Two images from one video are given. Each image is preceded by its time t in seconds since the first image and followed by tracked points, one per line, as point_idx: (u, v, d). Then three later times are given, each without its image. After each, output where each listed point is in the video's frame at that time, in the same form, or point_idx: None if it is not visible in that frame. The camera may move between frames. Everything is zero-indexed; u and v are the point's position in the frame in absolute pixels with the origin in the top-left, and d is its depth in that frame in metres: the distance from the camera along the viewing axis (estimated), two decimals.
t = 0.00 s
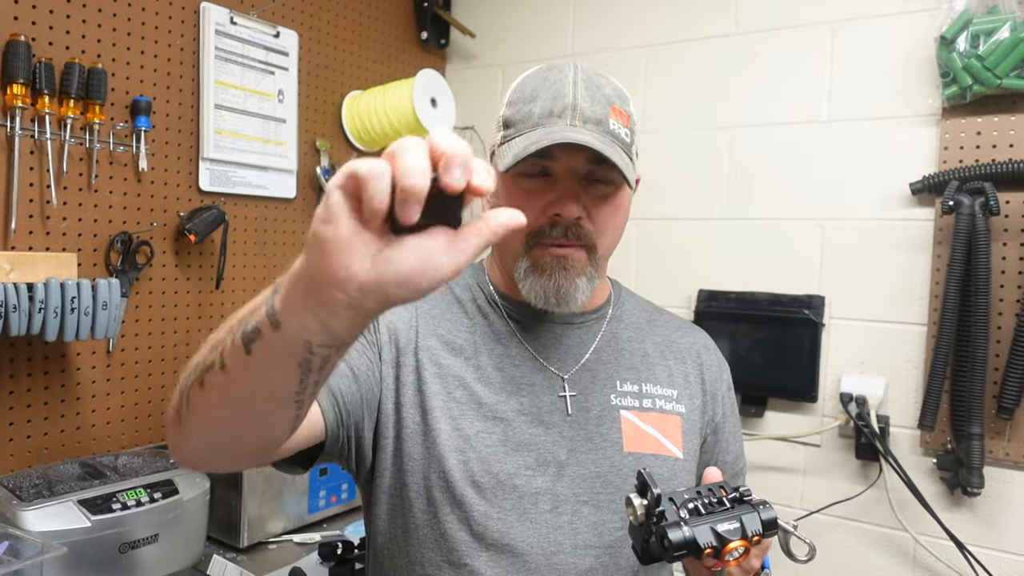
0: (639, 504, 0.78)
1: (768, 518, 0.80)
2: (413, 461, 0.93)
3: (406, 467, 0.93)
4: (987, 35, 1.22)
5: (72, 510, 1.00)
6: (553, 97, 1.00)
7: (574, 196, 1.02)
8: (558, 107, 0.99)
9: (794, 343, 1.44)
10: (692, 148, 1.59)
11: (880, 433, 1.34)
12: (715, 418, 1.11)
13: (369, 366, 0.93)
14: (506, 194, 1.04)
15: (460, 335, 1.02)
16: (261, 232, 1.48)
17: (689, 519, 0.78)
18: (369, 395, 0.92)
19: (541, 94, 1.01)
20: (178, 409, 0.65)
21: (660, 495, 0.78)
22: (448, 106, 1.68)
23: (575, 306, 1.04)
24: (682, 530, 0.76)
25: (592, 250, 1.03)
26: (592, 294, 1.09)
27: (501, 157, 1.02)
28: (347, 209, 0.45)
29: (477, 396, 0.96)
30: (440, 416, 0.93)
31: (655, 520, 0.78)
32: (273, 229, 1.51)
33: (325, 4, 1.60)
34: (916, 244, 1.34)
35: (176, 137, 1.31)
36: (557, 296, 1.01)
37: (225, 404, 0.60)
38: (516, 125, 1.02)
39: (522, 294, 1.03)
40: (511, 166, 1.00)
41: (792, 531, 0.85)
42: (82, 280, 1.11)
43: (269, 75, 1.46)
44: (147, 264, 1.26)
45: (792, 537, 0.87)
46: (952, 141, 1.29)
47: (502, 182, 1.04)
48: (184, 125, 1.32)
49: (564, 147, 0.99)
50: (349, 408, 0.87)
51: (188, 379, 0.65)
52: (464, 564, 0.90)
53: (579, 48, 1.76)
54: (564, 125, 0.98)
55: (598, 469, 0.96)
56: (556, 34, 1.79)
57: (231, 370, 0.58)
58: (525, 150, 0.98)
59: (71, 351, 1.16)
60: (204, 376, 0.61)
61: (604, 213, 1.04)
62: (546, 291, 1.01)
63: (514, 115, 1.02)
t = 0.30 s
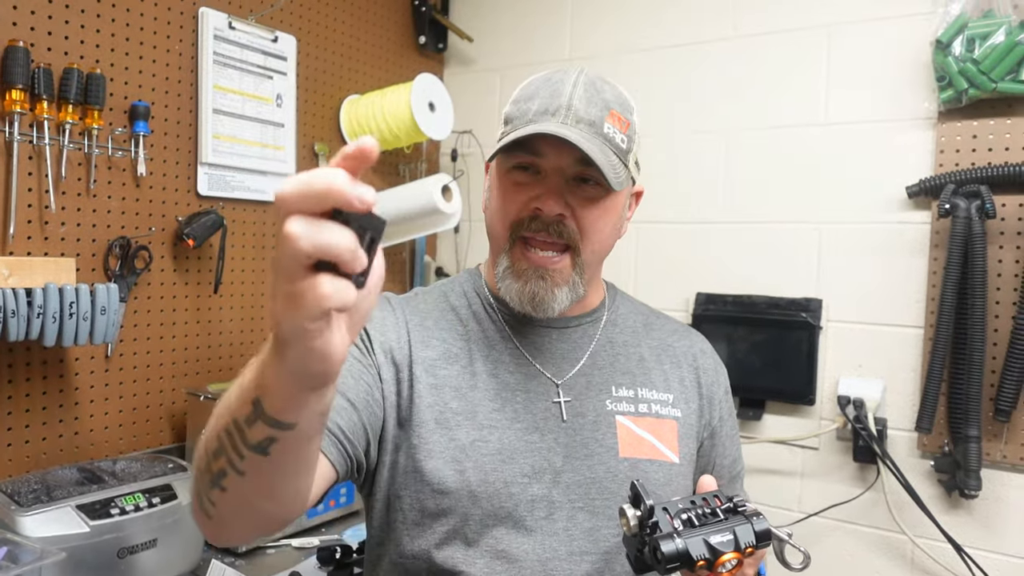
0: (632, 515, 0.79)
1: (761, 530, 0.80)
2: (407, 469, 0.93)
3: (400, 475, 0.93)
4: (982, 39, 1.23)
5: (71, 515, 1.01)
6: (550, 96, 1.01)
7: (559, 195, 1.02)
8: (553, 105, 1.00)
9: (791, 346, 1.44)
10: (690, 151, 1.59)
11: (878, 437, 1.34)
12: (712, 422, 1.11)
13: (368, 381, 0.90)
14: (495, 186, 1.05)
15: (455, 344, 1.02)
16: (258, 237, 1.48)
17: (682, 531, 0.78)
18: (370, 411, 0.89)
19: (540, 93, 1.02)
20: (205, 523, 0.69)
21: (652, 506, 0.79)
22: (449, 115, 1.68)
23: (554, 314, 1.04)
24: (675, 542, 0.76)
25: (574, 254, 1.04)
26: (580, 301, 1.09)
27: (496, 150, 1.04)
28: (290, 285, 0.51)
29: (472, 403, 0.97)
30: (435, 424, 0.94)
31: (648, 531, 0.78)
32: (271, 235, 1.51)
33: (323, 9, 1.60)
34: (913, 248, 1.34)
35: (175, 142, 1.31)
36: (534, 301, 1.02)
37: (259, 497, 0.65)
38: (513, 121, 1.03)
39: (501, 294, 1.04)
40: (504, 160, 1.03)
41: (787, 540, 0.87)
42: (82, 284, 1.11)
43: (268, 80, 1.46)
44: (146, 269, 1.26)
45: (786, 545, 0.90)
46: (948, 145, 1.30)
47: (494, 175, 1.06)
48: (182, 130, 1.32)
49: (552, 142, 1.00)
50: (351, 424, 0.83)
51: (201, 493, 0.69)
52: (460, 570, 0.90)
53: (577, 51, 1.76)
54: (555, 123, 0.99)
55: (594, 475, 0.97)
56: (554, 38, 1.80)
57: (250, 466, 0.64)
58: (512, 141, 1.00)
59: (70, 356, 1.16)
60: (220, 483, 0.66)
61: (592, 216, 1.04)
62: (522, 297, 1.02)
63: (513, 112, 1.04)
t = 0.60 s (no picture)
0: (627, 519, 0.78)
1: (756, 534, 0.80)
2: (403, 474, 0.93)
3: (395, 481, 0.93)
4: (977, 42, 1.23)
5: (68, 519, 1.00)
6: (550, 96, 1.01)
7: (559, 193, 1.03)
8: (554, 105, 1.00)
9: (788, 348, 1.44)
10: (687, 153, 1.59)
11: (874, 438, 1.34)
12: (708, 424, 1.11)
13: (366, 387, 0.90)
14: (495, 185, 1.05)
15: (450, 348, 1.02)
16: (255, 241, 1.48)
17: (677, 535, 0.78)
18: (368, 417, 0.88)
19: (540, 94, 1.02)
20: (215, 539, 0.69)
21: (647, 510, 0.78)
22: (446, 116, 1.68)
23: (553, 310, 1.04)
24: (670, 546, 0.76)
25: (574, 251, 1.04)
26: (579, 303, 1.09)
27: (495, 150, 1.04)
28: (305, 327, 0.51)
29: (467, 408, 0.96)
30: (430, 429, 0.94)
31: (643, 536, 0.78)
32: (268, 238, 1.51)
33: (320, 12, 1.60)
34: (909, 250, 1.35)
35: (171, 145, 1.31)
36: (534, 296, 1.01)
37: (273, 512, 0.66)
38: (513, 121, 1.02)
39: (500, 290, 1.03)
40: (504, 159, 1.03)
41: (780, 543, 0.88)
42: (78, 288, 1.11)
43: (265, 83, 1.46)
44: (142, 272, 1.26)
45: (780, 550, 0.90)
46: (944, 147, 1.30)
47: (494, 174, 1.06)
48: (178, 133, 1.32)
49: (554, 140, 1.00)
50: (349, 432, 0.83)
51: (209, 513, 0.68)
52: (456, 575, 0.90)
53: (574, 54, 1.77)
54: (556, 121, 0.98)
55: (589, 478, 0.97)
56: (551, 40, 1.80)
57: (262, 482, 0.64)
58: (512, 138, 1.00)
59: (67, 359, 1.16)
60: (229, 503, 0.65)
61: (591, 215, 1.04)
62: (522, 291, 1.01)
63: (512, 112, 1.03)
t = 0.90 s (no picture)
0: (621, 508, 0.79)
1: (749, 520, 0.80)
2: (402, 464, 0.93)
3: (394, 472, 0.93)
4: (978, 36, 1.23)
5: (67, 515, 1.00)
6: (549, 99, 1.01)
7: (564, 199, 1.03)
8: (553, 109, 0.99)
9: (790, 343, 1.44)
10: (688, 149, 1.59)
11: (874, 434, 1.35)
12: (707, 414, 1.11)
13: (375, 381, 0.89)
14: (494, 189, 1.04)
15: (449, 335, 1.02)
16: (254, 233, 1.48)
17: (670, 521, 0.78)
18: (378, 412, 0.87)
19: (538, 96, 1.02)
20: None
21: (640, 498, 0.79)
22: (446, 109, 1.68)
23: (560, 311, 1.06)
24: (663, 532, 0.76)
25: (580, 253, 1.05)
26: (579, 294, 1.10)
27: (493, 154, 1.03)
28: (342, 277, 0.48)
29: (467, 397, 0.96)
30: (429, 417, 0.94)
31: (636, 523, 0.78)
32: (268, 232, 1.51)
33: (319, 8, 1.60)
34: (909, 243, 1.35)
35: (170, 140, 1.31)
36: (544, 301, 1.03)
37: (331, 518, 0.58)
38: (510, 124, 1.02)
39: (507, 296, 1.03)
40: (503, 169, 1.00)
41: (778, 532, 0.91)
42: (76, 284, 1.11)
43: (264, 78, 1.46)
44: (141, 268, 1.26)
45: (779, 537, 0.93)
46: (945, 142, 1.30)
47: (491, 178, 1.04)
48: (177, 129, 1.32)
49: (557, 148, 0.99)
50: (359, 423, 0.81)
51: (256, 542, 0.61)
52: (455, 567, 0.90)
53: (574, 49, 1.76)
54: (556, 127, 0.98)
55: (587, 468, 0.97)
56: (551, 36, 1.80)
57: (316, 474, 0.58)
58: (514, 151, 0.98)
59: (65, 355, 1.16)
60: (279, 505, 0.58)
61: (596, 216, 1.05)
62: (532, 297, 1.02)
63: (509, 114, 1.03)
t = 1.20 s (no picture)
0: (612, 479, 0.77)
1: (740, 495, 0.80)
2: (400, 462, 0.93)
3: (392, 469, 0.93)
4: (976, 34, 1.23)
5: (67, 513, 1.01)
6: (540, 108, 1.00)
7: (563, 209, 1.04)
8: (546, 120, 1.00)
9: (788, 341, 1.45)
10: (686, 147, 1.59)
11: (872, 431, 1.35)
12: (698, 410, 1.12)
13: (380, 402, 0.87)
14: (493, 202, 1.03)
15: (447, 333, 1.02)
16: (253, 232, 1.48)
17: (661, 493, 0.78)
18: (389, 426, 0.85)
19: (527, 103, 1.01)
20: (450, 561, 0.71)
21: (632, 470, 0.76)
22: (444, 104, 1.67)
23: (562, 316, 1.07)
24: (653, 503, 0.76)
25: (580, 258, 1.05)
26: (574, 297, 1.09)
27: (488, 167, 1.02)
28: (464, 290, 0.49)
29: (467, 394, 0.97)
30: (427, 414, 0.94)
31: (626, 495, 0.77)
32: (267, 230, 1.51)
33: (316, 6, 1.60)
34: (905, 241, 1.35)
35: (168, 139, 1.31)
36: (548, 307, 1.04)
37: (489, 496, 0.68)
38: (501, 136, 1.02)
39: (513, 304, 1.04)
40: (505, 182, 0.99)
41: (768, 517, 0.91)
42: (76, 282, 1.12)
43: (262, 77, 1.46)
44: (140, 267, 1.26)
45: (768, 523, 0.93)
46: (942, 140, 1.30)
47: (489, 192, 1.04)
48: (175, 127, 1.32)
49: (556, 164, 0.99)
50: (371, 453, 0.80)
51: (424, 536, 0.69)
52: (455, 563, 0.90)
53: (572, 47, 1.76)
54: (552, 138, 0.99)
55: (583, 465, 0.97)
56: (550, 34, 1.80)
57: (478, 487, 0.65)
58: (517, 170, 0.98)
59: (65, 353, 1.16)
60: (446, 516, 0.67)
61: (593, 223, 1.06)
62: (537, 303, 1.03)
63: (498, 125, 1.02)
